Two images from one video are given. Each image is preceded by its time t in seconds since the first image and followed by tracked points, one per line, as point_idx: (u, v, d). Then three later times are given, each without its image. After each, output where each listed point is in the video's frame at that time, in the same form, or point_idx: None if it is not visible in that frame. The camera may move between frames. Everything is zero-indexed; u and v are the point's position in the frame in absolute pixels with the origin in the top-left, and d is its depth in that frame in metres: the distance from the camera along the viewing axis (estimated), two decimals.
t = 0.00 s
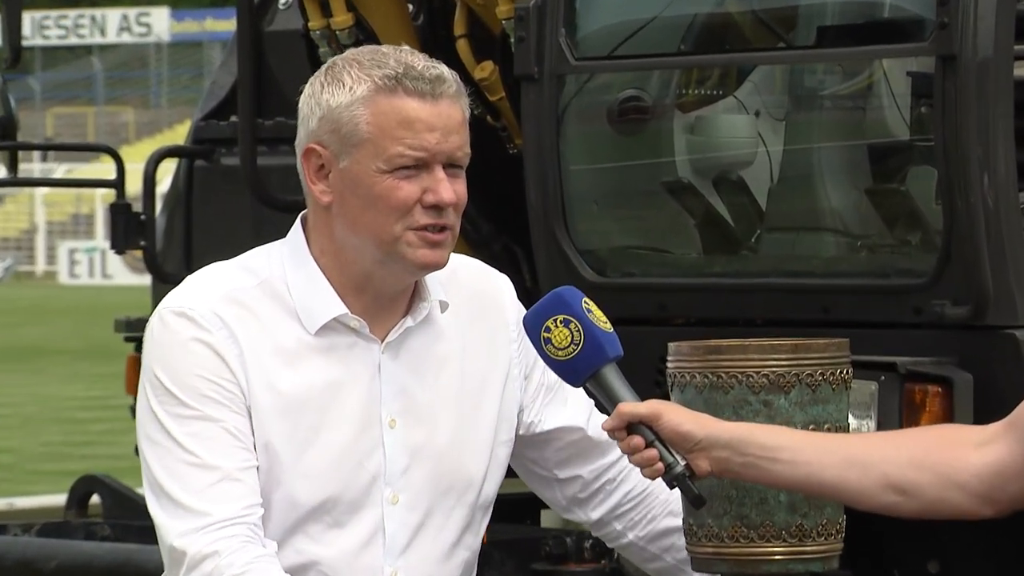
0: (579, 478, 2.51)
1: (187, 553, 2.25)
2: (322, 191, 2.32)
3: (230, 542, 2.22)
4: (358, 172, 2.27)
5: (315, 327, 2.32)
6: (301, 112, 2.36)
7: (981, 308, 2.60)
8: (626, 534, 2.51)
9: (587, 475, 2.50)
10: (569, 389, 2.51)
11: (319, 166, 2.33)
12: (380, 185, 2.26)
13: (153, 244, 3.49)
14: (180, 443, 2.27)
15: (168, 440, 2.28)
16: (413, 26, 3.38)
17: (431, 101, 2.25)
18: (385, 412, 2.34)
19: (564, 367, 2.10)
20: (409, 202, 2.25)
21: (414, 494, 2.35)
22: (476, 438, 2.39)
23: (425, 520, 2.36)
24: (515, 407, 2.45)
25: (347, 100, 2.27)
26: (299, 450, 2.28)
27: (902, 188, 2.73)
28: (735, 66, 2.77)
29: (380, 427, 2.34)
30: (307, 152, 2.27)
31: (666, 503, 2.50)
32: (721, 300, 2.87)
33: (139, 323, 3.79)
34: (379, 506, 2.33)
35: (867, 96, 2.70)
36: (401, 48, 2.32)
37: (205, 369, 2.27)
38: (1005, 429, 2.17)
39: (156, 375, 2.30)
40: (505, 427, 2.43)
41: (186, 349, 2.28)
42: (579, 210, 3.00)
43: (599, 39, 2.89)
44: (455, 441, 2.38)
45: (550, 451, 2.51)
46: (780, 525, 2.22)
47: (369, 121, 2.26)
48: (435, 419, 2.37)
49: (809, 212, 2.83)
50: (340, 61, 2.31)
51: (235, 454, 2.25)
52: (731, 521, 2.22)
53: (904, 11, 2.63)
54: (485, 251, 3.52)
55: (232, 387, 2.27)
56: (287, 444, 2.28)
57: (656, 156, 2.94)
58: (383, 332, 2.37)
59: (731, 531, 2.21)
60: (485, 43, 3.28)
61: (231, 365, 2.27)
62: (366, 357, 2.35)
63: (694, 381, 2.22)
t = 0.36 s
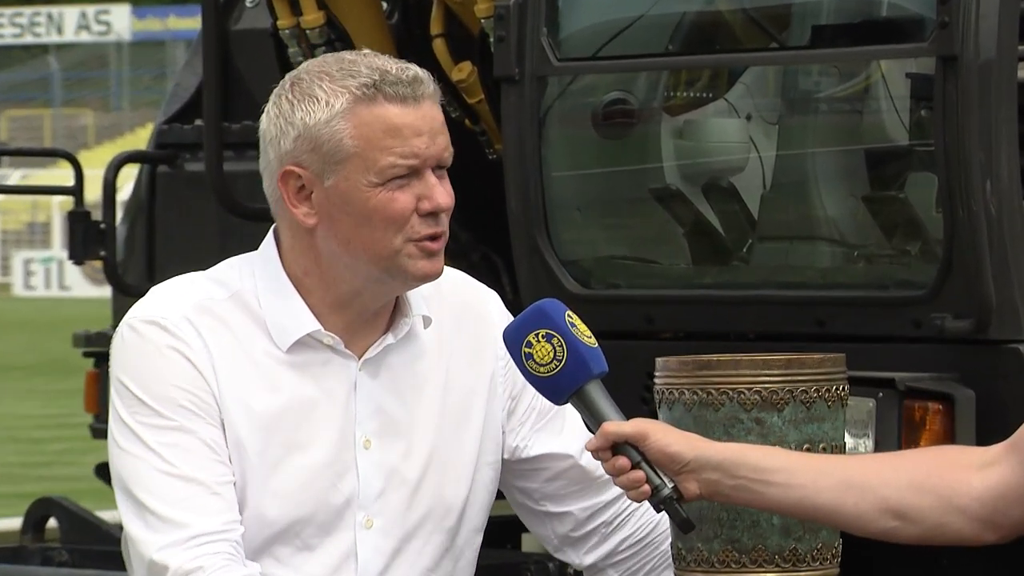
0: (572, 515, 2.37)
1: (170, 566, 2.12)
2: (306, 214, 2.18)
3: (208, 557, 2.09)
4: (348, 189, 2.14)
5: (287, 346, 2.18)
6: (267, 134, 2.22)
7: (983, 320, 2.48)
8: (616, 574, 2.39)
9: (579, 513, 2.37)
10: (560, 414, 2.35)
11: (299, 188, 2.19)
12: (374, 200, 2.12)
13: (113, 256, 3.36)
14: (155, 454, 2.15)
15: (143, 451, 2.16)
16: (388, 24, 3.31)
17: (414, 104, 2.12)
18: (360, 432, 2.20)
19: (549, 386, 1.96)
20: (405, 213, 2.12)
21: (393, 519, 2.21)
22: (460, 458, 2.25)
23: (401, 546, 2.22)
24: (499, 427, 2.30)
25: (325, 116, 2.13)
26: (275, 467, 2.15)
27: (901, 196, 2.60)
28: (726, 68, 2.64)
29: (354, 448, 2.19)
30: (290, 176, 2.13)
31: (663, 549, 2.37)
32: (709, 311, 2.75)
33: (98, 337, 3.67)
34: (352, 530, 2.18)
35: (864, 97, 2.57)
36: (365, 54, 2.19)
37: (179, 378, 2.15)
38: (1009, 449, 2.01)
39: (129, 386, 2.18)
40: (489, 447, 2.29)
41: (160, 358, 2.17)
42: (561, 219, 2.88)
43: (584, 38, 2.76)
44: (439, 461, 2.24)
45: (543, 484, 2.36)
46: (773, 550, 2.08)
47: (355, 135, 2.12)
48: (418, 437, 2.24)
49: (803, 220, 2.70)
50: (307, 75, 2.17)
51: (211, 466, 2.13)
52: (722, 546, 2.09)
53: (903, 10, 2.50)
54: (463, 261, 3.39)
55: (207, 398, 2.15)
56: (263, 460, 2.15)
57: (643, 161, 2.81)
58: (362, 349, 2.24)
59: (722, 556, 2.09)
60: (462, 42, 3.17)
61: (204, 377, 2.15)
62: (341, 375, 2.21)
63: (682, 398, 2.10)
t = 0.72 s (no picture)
0: (557, 531, 2.26)
1: None
2: (283, 225, 2.07)
3: None
4: (328, 201, 2.02)
5: (261, 363, 2.07)
6: (242, 141, 2.11)
7: (992, 327, 2.37)
8: None
9: (564, 530, 2.25)
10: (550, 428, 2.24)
11: (276, 198, 2.07)
12: (354, 214, 2.01)
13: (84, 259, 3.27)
14: (129, 470, 2.02)
15: (115, 466, 2.04)
16: (372, 18, 3.23)
17: (399, 113, 2.00)
18: (342, 449, 2.09)
19: (537, 404, 1.85)
20: (386, 227, 2.00)
21: (376, 540, 2.09)
22: (444, 474, 2.15)
23: (382, 565, 2.11)
24: (484, 440, 2.20)
25: (306, 125, 2.02)
26: (253, 484, 2.03)
27: (907, 197, 2.49)
28: (724, 63, 2.54)
29: (335, 465, 2.08)
30: (265, 183, 2.02)
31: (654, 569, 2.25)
32: (706, 318, 2.64)
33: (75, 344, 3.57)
34: (334, 550, 2.07)
35: (869, 93, 2.46)
36: (349, 59, 2.08)
37: (152, 392, 2.03)
38: (1020, 460, 1.85)
39: (97, 400, 2.06)
40: (473, 462, 2.19)
41: (129, 370, 2.05)
42: (553, 221, 2.77)
43: (576, 33, 2.65)
44: (423, 478, 2.13)
45: (526, 499, 2.25)
46: (774, 568, 1.97)
47: (336, 146, 2.00)
48: (402, 453, 2.12)
49: (805, 222, 2.59)
50: (287, 81, 2.06)
51: (186, 484, 2.01)
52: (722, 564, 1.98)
53: (908, 3, 2.39)
54: (450, 266, 3.28)
55: (180, 413, 2.03)
56: (240, 477, 2.03)
57: (638, 160, 2.70)
58: (342, 363, 2.12)
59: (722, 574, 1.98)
60: (449, 37, 3.09)
61: (177, 390, 2.04)
62: (321, 390, 2.10)
63: (680, 409, 1.98)
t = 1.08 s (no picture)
0: (557, 534, 2.21)
1: None
2: (272, 223, 2.03)
3: None
4: (317, 198, 1.98)
5: (252, 364, 2.02)
6: (232, 135, 2.06)
7: (998, 327, 2.32)
8: None
9: (563, 532, 2.20)
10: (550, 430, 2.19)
11: (266, 195, 2.03)
12: (343, 212, 1.96)
13: (72, 257, 3.23)
14: (120, 470, 1.98)
15: (104, 467, 1.99)
16: (367, 12, 3.19)
17: (390, 110, 1.95)
18: (336, 452, 2.04)
19: (540, 411, 1.80)
20: (375, 225, 1.95)
21: (372, 543, 2.05)
22: (442, 476, 2.10)
23: (378, 568, 2.06)
24: (481, 441, 2.15)
25: (294, 120, 1.97)
26: (246, 485, 1.98)
27: (912, 194, 2.45)
28: (725, 57, 2.49)
29: (331, 468, 2.03)
30: (252, 180, 1.98)
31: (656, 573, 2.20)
32: (706, 318, 2.59)
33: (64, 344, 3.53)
34: (330, 554, 2.02)
35: (872, 90, 2.42)
36: (341, 54, 2.03)
37: (143, 393, 1.99)
38: None
39: (87, 401, 2.02)
40: (470, 464, 2.14)
41: (118, 371, 2.00)
42: (551, 218, 2.72)
43: (575, 27, 2.61)
44: (419, 480, 2.09)
45: (526, 500, 2.21)
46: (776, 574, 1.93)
47: (324, 144, 1.96)
48: (398, 454, 2.08)
49: (808, 220, 2.55)
50: (277, 76, 2.01)
51: (179, 485, 1.96)
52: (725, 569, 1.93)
53: None
54: (446, 265, 3.23)
55: (171, 414, 1.99)
56: (233, 478, 1.98)
57: (637, 157, 2.65)
58: (336, 364, 2.07)
59: None
60: (444, 32, 3.05)
61: (168, 390, 1.99)
62: (315, 390, 2.05)
63: (680, 412, 1.93)
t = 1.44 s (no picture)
0: (557, 532, 2.20)
1: None
2: (269, 221, 2.03)
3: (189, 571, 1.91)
4: (311, 197, 1.97)
5: (253, 362, 2.02)
6: (233, 133, 2.06)
7: (999, 326, 2.32)
8: None
9: (563, 530, 2.20)
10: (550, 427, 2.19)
11: (263, 193, 2.03)
12: (337, 211, 1.96)
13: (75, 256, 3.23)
14: (126, 464, 1.97)
15: (109, 461, 1.98)
16: (368, 11, 3.19)
17: (386, 111, 1.95)
18: (342, 448, 2.04)
19: (545, 402, 1.80)
20: (368, 226, 1.95)
21: (373, 540, 2.04)
22: (443, 474, 2.10)
23: (378, 566, 2.06)
24: (482, 439, 2.15)
25: (291, 118, 1.97)
26: (250, 480, 1.98)
27: (913, 193, 2.44)
28: (725, 55, 2.49)
29: (334, 464, 2.03)
30: (248, 178, 1.98)
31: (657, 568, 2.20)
32: (708, 317, 2.59)
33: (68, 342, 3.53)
34: (334, 549, 2.02)
35: (874, 90, 2.42)
36: (342, 55, 2.03)
37: (147, 389, 1.99)
38: None
39: (91, 396, 2.01)
40: (472, 462, 2.14)
41: (122, 367, 2.00)
42: (553, 217, 2.72)
43: (575, 26, 2.60)
44: (420, 478, 2.09)
45: (526, 498, 2.20)
46: (777, 571, 1.92)
47: (319, 144, 1.96)
48: (400, 452, 2.08)
49: (809, 219, 2.54)
50: (277, 74, 2.01)
51: (184, 479, 1.96)
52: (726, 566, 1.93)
53: None
54: (448, 264, 3.23)
55: (175, 409, 1.98)
56: (238, 473, 1.98)
57: (637, 156, 2.65)
58: (336, 363, 2.08)
59: None
60: (445, 31, 3.05)
61: (172, 386, 1.99)
62: (316, 388, 2.05)
63: (681, 410, 1.93)
